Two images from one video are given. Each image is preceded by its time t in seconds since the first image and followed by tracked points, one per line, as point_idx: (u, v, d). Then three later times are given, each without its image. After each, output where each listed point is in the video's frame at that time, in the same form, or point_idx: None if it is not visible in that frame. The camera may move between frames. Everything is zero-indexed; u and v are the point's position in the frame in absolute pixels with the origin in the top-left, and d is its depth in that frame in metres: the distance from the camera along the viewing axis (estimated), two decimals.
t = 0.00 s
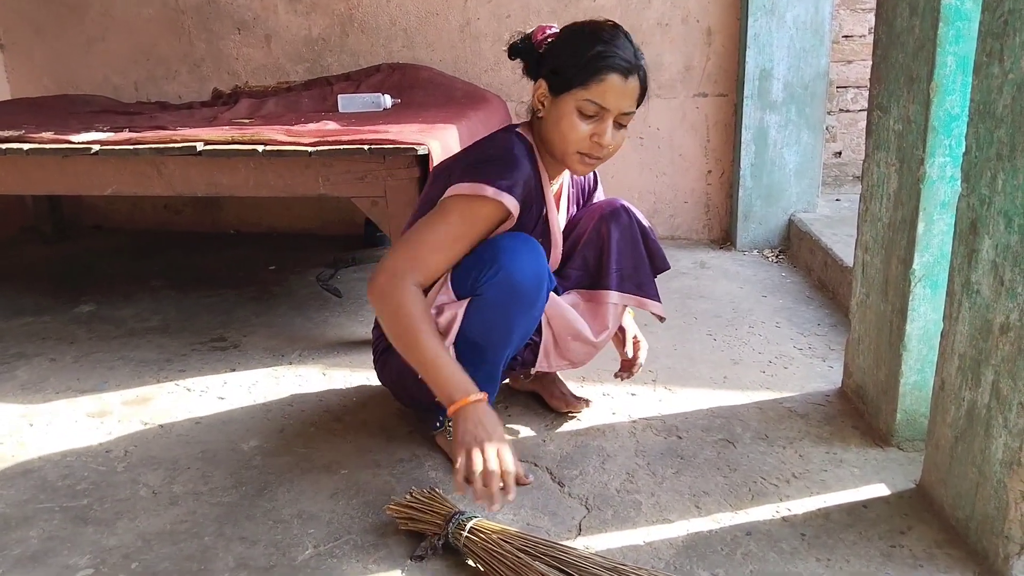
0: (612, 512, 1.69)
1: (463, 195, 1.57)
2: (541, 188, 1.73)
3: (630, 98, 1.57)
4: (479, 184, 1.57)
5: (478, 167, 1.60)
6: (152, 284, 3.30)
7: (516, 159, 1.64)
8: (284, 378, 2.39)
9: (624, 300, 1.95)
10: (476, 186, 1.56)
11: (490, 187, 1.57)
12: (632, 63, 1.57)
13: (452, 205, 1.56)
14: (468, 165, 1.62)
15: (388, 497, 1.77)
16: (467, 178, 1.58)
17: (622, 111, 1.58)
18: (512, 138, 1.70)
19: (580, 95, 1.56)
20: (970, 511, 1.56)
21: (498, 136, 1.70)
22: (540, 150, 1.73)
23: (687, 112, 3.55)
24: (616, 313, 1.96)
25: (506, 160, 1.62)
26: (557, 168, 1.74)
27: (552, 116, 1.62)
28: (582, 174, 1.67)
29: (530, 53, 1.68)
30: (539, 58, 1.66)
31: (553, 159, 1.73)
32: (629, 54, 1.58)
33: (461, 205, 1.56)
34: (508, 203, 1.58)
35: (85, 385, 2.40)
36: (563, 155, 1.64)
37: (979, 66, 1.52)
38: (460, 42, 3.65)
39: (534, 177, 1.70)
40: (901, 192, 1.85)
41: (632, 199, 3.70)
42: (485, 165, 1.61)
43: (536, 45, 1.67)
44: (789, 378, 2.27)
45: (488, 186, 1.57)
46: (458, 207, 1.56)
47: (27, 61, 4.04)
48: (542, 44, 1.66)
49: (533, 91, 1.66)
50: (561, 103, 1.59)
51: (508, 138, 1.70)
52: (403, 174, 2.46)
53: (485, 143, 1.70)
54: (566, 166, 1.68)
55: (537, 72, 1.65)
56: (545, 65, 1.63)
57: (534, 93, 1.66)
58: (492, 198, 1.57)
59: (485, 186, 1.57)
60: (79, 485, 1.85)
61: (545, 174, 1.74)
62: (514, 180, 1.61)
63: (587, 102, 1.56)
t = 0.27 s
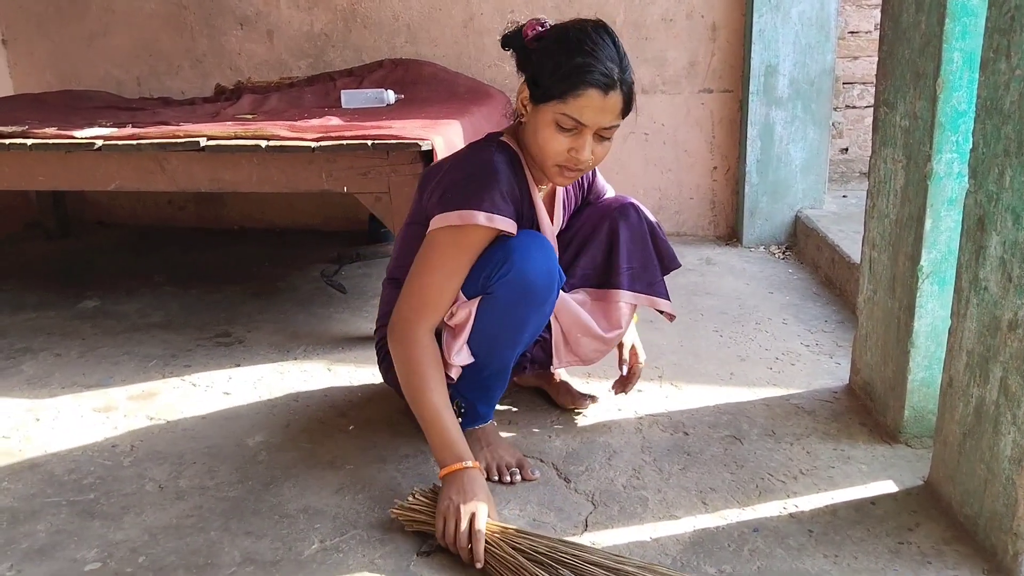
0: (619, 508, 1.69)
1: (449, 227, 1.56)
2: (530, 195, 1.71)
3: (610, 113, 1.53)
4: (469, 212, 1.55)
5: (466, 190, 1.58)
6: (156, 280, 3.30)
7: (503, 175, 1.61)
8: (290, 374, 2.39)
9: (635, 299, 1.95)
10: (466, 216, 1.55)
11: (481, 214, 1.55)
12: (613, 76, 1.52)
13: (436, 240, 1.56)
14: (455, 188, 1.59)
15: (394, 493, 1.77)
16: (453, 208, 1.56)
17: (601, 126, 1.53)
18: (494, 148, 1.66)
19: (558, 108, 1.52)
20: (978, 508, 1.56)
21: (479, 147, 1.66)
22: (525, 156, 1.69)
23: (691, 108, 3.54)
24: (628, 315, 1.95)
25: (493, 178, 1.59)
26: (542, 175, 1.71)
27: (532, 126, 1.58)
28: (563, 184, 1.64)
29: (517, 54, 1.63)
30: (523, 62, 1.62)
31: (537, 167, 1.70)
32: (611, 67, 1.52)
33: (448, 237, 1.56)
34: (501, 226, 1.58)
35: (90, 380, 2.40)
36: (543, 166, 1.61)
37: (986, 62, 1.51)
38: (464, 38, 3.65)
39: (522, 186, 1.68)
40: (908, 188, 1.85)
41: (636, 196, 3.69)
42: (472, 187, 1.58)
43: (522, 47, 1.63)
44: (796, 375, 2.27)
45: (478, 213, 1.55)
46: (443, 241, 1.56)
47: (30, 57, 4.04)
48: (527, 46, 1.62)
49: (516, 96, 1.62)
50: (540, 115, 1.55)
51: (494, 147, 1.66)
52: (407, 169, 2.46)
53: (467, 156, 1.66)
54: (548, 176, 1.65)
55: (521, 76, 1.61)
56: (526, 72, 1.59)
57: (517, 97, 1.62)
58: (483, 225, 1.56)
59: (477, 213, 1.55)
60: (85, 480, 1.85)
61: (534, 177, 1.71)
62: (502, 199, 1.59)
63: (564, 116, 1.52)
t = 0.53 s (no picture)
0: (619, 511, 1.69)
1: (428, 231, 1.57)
2: (521, 203, 1.72)
3: (598, 120, 1.52)
4: (449, 223, 1.57)
5: (448, 202, 1.59)
6: (155, 281, 3.29)
7: (490, 186, 1.63)
8: (289, 375, 2.38)
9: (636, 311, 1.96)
10: (445, 225, 1.57)
11: (460, 227, 1.57)
12: (600, 81, 1.52)
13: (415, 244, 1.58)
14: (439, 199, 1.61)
15: (393, 495, 1.77)
16: (433, 217, 1.58)
17: (589, 132, 1.53)
18: (484, 157, 1.67)
19: (545, 116, 1.53)
20: (978, 512, 1.56)
21: (471, 155, 1.68)
22: (517, 164, 1.70)
23: (690, 112, 3.55)
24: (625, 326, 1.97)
25: (478, 190, 1.61)
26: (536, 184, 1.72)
27: (521, 134, 1.59)
28: (556, 192, 1.64)
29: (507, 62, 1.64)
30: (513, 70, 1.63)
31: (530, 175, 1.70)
32: (598, 74, 1.52)
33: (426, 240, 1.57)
34: (480, 239, 1.59)
35: (89, 380, 2.39)
36: (534, 175, 1.62)
37: (986, 67, 1.52)
38: (464, 41, 3.65)
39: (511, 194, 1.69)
40: (907, 193, 1.85)
41: (635, 200, 3.70)
42: (456, 199, 1.60)
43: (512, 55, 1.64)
44: (796, 379, 2.27)
45: (457, 226, 1.57)
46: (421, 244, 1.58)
47: (29, 57, 4.04)
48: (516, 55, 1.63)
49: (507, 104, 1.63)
50: (528, 123, 1.56)
51: (484, 156, 1.67)
52: (407, 172, 2.46)
53: (457, 165, 1.67)
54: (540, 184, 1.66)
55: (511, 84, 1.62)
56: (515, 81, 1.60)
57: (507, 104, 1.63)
58: (462, 237, 1.57)
59: (455, 224, 1.57)
60: (84, 480, 1.85)
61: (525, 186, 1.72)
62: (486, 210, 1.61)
63: (551, 124, 1.53)
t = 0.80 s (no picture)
0: (615, 509, 1.69)
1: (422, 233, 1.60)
2: (520, 202, 1.73)
3: (603, 116, 1.53)
4: (447, 224, 1.58)
5: (447, 201, 1.60)
6: (157, 276, 3.30)
7: (491, 184, 1.63)
8: (288, 371, 2.39)
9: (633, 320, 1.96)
10: (444, 225, 1.58)
11: (458, 227, 1.58)
12: (605, 78, 1.52)
13: (410, 242, 1.61)
14: (438, 198, 1.61)
15: (391, 491, 1.77)
16: (432, 217, 1.60)
17: (594, 129, 1.54)
18: (486, 156, 1.67)
19: (550, 112, 1.53)
20: (974, 513, 1.56)
21: (471, 154, 1.68)
22: (518, 163, 1.70)
23: (693, 111, 3.55)
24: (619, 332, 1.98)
25: (479, 189, 1.61)
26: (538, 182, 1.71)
27: (525, 132, 1.59)
28: (560, 192, 1.64)
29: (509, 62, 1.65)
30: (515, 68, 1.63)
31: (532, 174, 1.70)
32: (602, 70, 1.53)
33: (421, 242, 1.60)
34: (480, 239, 1.60)
35: (89, 374, 2.40)
36: (537, 172, 1.61)
37: (989, 67, 1.52)
38: (467, 38, 3.65)
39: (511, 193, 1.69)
40: (908, 193, 1.85)
41: (637, 198, 3.70)
42: (455, 198, 1.60)
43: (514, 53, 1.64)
44: (794, 379, 2.27)
45: (455, 226, 1.58)
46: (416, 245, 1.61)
47: (34, 52, 4.05)
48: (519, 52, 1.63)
49: (510, 102, 1.63)
50: (532, 119, 1.56)
51: (485, 155, 1.67)
52: (408, 169, 2.46)
53: (458, 163, 1.67)
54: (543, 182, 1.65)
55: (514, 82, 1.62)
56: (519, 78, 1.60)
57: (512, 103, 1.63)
58: (460, 237, 1.58)
59: (454, 224, 1.58)
60: (83, 474, 1.86)
61: (525, 185, 1.72)
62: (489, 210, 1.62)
63: (556, 120, 1.53)
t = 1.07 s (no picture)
0: (616, 511, 1.69)
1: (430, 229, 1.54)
2: (519, 198, 1.73)
3: (607, 107, 1.53)
4: (451, 221, 1.54)
5: (451, 200, 1.57)
6: (158, 278, 3.30)
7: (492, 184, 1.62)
8: (289, 374, 2.39)
9: (631, 318, 1.96)
10: (449, 223, 1.54)
11: (463, 224, 1.55)
12: (606, 69, 1.53)
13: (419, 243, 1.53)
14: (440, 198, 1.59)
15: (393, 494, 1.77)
16: (437, 214, 1.55)
17: (598, 120, 1.54)
18: (487, 156, 1.67)
19: (554, 106, 1.52)
20: (975, 515, 1.56)
21: (472, 155, 1.67)
22: (517, 160, 1.70)
23: (693, 113, 3.55)
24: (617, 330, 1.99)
25: (481, 188, 1.60)
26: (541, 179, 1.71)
27: (527, 130, 1.58)
28: (565, 187, 1.63)
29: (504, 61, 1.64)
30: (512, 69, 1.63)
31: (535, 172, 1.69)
32: (602, 61, 1.54)
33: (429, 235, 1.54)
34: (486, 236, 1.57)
35: (90, 377, 2.40)
36: (543, 169, 1.60)
37: (988, 70, 1.52)
38: (467, 40, 3.66)
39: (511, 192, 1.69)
40: (908, 194, 1.85)
41: (637, 200, 3.70)
42: (458, 196, 1.58)
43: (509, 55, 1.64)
44: (794, 381, 2.27)
45: (460, 223, 1.55)
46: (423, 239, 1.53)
47: (34, 55, 4.05)
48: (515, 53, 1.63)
49: (510, 102, 1.63)
50: (535, 116, 1.55)
51: (485, 156, 1.66)
52: (409, 171, 2.46)
53: (460, 164, 1.67)
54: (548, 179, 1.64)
55: (512, 82, 1.62)
56: (517, 77, 1.59)
57: (511, 103, 1.63)
58: (465, 235, 1.55)
59: (459, 221, 1.55)
60: (84, 477, 1.86)
61: (524, 183, 1.72)
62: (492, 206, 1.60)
63: (560, 114, 1.52)
